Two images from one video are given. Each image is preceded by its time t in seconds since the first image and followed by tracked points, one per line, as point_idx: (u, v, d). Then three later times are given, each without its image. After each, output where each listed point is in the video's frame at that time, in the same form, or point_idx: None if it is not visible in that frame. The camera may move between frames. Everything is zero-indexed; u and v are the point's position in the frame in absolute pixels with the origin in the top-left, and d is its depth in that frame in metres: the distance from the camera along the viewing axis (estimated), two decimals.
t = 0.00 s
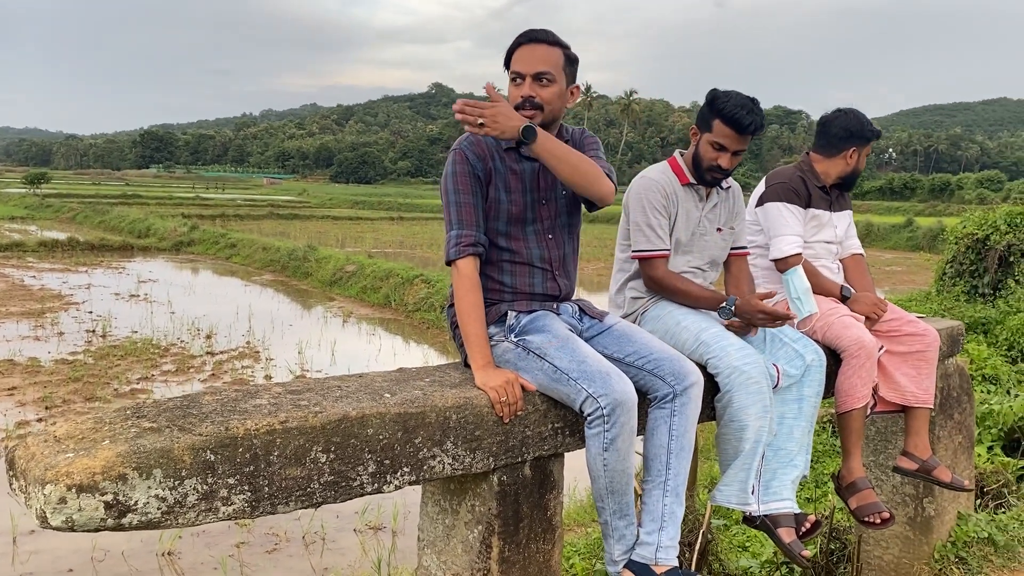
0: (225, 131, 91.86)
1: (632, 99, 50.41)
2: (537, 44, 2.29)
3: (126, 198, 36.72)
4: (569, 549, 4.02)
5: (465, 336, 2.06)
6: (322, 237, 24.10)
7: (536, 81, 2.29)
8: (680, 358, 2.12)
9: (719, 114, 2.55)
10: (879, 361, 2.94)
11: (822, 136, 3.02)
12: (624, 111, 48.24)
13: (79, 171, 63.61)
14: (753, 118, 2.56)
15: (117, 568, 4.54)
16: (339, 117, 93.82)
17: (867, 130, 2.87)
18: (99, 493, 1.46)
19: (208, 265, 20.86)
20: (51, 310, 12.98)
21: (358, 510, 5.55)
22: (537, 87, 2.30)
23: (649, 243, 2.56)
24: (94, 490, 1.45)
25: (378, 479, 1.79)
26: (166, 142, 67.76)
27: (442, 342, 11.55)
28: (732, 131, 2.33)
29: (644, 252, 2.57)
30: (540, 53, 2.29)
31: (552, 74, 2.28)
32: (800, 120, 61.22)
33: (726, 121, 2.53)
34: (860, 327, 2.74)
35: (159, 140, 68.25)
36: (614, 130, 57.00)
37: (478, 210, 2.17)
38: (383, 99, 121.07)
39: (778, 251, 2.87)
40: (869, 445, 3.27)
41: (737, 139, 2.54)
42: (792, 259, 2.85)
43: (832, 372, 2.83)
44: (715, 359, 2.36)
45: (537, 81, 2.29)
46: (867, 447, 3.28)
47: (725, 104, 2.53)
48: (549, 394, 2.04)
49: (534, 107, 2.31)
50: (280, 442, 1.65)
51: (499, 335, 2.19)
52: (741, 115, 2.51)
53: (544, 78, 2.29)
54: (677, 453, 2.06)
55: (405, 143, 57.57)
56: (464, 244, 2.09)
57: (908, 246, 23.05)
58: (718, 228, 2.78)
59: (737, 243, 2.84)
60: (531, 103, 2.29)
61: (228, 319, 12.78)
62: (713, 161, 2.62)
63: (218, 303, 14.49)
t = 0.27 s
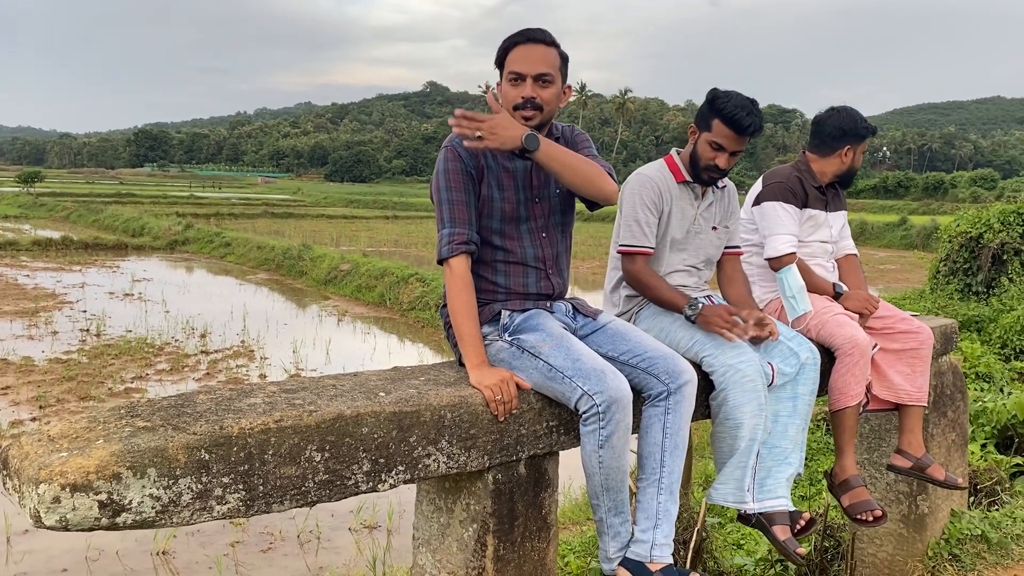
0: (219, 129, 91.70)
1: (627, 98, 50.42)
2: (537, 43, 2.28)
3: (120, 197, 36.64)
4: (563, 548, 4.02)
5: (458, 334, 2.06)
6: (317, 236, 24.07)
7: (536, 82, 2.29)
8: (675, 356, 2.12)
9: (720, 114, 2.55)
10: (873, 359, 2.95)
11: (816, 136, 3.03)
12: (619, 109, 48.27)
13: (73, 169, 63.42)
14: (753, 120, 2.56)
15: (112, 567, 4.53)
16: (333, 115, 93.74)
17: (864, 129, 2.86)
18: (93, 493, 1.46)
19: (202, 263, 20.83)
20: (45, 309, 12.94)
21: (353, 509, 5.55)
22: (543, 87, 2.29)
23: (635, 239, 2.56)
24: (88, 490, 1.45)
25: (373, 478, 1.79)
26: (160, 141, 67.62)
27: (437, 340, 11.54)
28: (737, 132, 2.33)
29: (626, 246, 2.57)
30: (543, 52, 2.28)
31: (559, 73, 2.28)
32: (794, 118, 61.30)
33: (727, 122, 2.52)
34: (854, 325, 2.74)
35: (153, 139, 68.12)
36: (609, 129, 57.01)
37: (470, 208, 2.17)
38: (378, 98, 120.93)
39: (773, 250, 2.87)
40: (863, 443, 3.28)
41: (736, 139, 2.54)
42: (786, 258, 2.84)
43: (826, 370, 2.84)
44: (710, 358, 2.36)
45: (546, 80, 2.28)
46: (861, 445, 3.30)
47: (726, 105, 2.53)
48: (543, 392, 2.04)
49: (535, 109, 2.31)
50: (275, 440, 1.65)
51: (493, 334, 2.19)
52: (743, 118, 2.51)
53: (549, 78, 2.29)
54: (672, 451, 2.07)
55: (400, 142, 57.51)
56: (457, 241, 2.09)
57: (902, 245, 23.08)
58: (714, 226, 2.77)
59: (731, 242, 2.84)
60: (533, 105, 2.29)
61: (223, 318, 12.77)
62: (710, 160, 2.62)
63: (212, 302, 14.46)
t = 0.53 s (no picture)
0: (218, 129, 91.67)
1: (626, 97, 50.40)
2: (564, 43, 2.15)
3: (119, 196, 36.61)
4: (563, 547, 4.03)
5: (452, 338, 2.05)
6: (315, 235, 24.06)
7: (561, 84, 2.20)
8: (673, 356, 2.13)
9: (726, 114, 2.51)
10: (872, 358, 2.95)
11: (812, 137, 3.02)
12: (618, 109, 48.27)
13: (72, 169, 63.38)
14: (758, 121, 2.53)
15: (111, 567, 4.53)
16: (333, 115, 93.68)
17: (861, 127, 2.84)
18: (92, 491, 1.45)
19: (201, 263, 20.82)
20: (44, 308, 12.93)
21: (352, 508, 5.55)
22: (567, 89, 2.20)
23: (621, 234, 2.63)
24: (87, 488, 1.45)
25: (373, 476, 1.79)
26: (159, 140, 67.61)
27: (436, 340, 11.54)
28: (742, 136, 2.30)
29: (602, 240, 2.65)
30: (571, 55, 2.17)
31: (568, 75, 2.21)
32: (793, 118, 61.31)
33: (733, 123, 2.49)
34: (853, 325, 2.74)
35: (152, 138, 68.08)
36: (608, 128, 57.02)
37: (460, 213, 2.14)
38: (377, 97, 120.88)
39: (770, 250, 2.86)
40: (862, 442, 3.28)
41: (741, 141, 2.52)
42: (782, 258, 2.83)
43: (825, 369, 2.84)
44: (709, 357, 2.37)
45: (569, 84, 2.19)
46: (860, 444, 3.30)
47: (731, 105, 2.50)
48: (542, 391, 2.04)
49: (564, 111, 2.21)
50: (275, 439, 1.65)
51: (490, 334, 2.18)
52: (750, 120, 2.48)
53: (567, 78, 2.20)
54: (670, 450, 2.08)
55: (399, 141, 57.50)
56: (445, 247, 2.07)
57: (901, 244, 23.07)
58: (713, 226, 2.77)
59: (730, 243, 2.85)
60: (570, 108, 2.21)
61: (222, 318, 12.76)
62: (714, 160, 2.61)
63: (211, 302, 14.46)
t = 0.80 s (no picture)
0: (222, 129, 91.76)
1: (629, 98, 50.41)
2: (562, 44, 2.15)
3: (123, 196, 36.66)
4: (565, 547, 4.03)
5: (452, 339, 2.05)
6: (318, 236, 24.08)
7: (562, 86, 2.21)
8: (674, 356, 2.13)
9: (728, 114, 2.50)
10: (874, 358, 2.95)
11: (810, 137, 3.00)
12: (621, 110, 48.28)
13: (76, 169, 63.50)
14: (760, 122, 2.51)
15: (114, 566, 4.54)
16: (336, 115, 93.74)
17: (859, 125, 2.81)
18: (95, 490, 1.46)
19: (205, 263, 20.85)
20: (47, 309, 12.96)
21: (354, 508, 5.56)
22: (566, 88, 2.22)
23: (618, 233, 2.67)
24: (90, 487, 1.45)
25: (374, 476, 1.79)
26: (163, 141, 67.73)
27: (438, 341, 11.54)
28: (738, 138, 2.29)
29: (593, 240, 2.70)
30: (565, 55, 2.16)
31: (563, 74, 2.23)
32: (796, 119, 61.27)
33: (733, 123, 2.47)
34: (855, 325, 2.73)
35: (155, 139, 68.19)
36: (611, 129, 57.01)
37: (460, 215, 2.13)
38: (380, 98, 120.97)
39: (770, 251, 2.83)
40: (864, 443, 3.28)
41: (741, 141, 2.50)
42: (782, 261, 2.80)
43: (826, 370, 2.84)
44: (710, 357, 2.37)
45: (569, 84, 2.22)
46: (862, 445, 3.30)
47: (733, 106, 2.48)
48: (544, 391, 2.05)
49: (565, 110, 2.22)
50: (277, 439, 1.65)
51: (491, 335, 2.18)
52: (751, 120, 2.46)
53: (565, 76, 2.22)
54: (671, 450, 2.08)
55: (402, 142, 57.52)
56: (442, 250, 2.07)
57: (904, 245, 23.06)
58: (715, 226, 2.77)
59: (732, 244, 2.85)
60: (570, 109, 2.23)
61: (225, 318, 12.78)
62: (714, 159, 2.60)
63: (214, 302, 14.48)
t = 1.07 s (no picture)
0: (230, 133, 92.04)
1: (636, 101, 50.40)
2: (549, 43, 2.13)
3: (131, 199, 36.79)
4: (568, 549, 4.03)
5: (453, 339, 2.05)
6: (326, 238, 24.13)
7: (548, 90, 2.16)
8: (674, 356, 2.14)
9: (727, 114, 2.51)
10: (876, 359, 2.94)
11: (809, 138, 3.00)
12: (628, 113, 48.28)
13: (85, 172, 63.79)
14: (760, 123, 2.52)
15: (120, 567, 4.56)
16: (343, 119, 93.94)
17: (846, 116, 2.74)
18: (94, 486, 1.47)
19: (212, 266, 20.91)
20: (55, 311, 13.02)
21: (359, 510, 5.57)
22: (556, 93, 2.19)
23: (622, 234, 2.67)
24: (90, 484, 1.46)
25: (373, 475, 1.80)
26: (171, 144, 67.98)
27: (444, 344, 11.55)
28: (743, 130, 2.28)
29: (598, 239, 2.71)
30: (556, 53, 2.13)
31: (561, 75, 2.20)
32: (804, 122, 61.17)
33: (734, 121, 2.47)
34: (856, 326, 2.72)
35: (164, 142, 68.44)
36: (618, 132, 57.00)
37: (463, 215, 2.12)
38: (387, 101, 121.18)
39: (773, 253, 2.83)
40: (866, 445, 3.28)
41: (742, 140, 2.49)
42: (786, 261, 2.80)
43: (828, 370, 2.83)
44: (710, 357, 2.38)
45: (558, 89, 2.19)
46: (865, 447, 3.30)
47: (734, 106, 2.48)
48: (543, 391, 2.05)
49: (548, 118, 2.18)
50: (276, 437, 1.66)
51: (493, 334, 2.17)
52: (751, 120, 2.46)
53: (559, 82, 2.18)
54: (671, 450, 2.09)
55: (409, 145, 57.62)
56: (446, 249, 2.06)
57: (912, 249, 22.99)
58: (715, 226, 2.77)
59: (733, 244, 2.85)
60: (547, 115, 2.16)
61: (232, 320, 12.82)
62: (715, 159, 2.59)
63: (221, 304, 14.52)
